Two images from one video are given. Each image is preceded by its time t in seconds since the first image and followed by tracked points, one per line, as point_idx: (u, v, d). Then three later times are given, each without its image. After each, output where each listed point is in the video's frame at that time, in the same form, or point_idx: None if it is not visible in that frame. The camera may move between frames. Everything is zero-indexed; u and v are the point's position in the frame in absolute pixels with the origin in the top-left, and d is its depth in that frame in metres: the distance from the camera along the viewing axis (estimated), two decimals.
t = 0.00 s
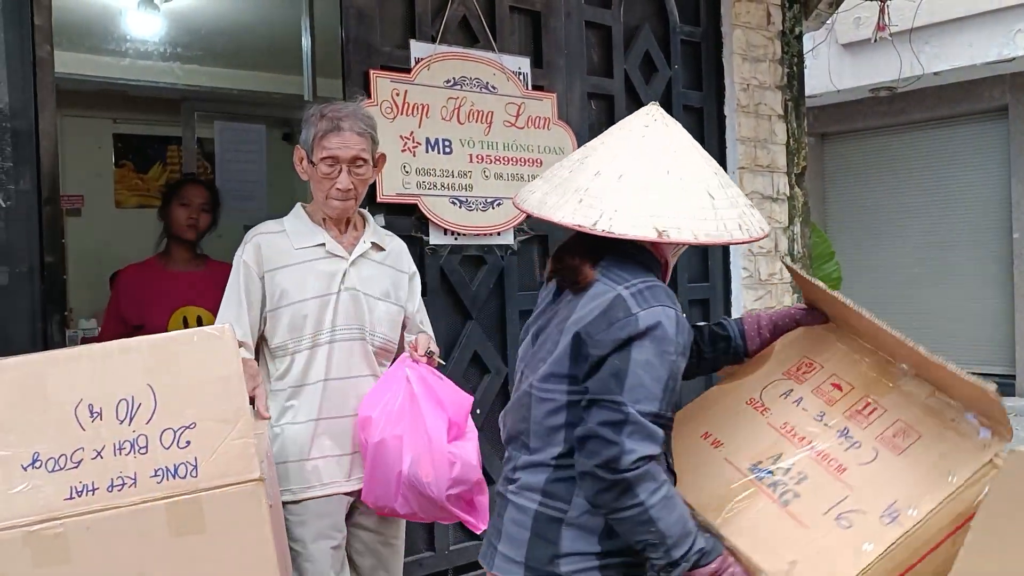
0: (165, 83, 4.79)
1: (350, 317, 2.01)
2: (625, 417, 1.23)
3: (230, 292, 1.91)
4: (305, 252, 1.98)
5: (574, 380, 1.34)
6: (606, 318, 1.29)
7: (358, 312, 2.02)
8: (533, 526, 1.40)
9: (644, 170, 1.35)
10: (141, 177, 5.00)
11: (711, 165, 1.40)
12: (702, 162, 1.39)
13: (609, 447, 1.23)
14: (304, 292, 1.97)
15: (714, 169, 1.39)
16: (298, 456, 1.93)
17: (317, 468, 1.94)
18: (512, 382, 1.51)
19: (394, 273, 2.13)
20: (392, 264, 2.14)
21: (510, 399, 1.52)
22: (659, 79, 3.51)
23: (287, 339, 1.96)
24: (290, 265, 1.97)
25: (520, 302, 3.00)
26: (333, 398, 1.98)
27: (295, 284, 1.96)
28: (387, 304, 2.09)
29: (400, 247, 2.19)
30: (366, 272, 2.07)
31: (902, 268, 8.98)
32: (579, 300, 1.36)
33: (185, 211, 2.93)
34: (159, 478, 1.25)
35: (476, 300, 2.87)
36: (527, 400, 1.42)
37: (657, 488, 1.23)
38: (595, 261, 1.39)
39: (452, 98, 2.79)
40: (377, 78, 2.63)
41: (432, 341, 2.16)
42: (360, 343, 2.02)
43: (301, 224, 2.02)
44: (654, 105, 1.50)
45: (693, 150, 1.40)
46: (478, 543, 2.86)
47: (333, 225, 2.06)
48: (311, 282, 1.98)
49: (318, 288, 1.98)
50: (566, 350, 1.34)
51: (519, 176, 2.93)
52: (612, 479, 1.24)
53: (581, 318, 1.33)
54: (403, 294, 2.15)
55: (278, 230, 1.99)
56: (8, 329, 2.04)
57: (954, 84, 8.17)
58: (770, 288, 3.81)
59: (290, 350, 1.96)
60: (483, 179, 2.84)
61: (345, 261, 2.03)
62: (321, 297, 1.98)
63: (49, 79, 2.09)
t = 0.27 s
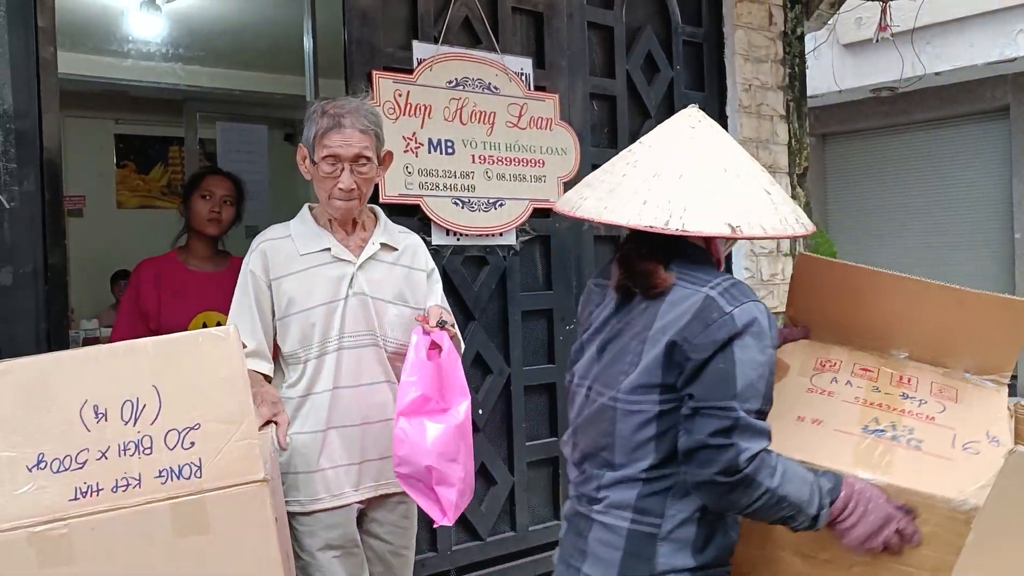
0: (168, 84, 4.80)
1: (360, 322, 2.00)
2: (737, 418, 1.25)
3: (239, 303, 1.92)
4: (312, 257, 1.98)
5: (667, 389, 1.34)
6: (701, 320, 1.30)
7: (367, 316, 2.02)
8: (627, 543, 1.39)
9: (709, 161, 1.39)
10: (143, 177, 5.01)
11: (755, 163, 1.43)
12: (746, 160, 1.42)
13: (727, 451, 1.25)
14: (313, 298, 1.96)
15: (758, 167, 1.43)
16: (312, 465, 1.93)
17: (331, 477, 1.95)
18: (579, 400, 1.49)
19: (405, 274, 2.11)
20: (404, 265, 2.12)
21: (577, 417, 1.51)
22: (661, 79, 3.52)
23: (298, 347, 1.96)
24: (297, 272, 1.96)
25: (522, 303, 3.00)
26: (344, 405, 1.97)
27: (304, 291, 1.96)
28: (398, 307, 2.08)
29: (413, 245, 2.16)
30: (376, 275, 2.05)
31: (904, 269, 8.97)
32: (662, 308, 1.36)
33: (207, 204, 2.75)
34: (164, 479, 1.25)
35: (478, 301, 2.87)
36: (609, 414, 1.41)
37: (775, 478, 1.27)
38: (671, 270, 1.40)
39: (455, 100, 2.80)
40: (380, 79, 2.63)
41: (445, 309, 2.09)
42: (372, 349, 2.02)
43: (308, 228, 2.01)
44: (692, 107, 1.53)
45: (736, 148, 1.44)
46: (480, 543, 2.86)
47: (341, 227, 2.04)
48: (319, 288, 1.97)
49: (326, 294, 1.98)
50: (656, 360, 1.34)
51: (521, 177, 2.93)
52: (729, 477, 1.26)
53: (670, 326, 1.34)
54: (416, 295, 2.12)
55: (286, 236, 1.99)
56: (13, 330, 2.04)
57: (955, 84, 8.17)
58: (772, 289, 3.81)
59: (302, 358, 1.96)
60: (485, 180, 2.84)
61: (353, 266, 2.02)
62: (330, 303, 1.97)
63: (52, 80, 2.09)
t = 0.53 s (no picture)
0: (173, 85, 4.83)
1: (360, 321, 1.86)
2: (846, 397, 1.39)
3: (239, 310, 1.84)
4: (304, 257, 1.86)
5: (769, 378, 1.48)
6: (798, 310, 1.42)
7: (367, 313, 1.87)
8: (749, 533, 1.50)
9: (842, 168, 1.52)
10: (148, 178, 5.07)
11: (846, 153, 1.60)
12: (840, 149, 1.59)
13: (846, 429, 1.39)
14: (310, 299, 1.84)
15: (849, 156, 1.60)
16: (315, 472, 1.82)
17: (335, 484, 1.82)
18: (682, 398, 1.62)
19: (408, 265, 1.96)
20: (405, 256, 1.97)
21: (682, 415, 1.64)
22: (665, 80, 3.54)
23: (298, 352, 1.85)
24: (292, 272, 1.85)
25: (528, 302, 3.01)
26: (347, 410, 1.83)
27: (299, 292, 1.84)
28: (401, 300, 1.93)
29: (415, 236, 2.02)
30: (375, 269, 1.91)
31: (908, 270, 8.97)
32: (758, 301, 1.49)
33: (247, 203, 2.75)
34: (175, 474, 1.26)
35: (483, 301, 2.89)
36: (712, 405, 1.55)
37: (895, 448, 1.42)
38: (763, 265, 1.52)
39: (460, 101, 2.81)
40: (386, 80, 2.64)
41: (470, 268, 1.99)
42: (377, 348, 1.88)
43: (300, 229, 1.89)
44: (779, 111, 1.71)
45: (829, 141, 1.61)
46: (486, 542, 2.88)
47: (334, 227, 1.92)
48: (316, 288, 1.85)
49: (323, 293, 1.85)
50: (758, 353, 1.47)
51: (527, 178, 2.95)
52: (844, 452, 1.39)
53: (767, 318, 1.46)
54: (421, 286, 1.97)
55: (276, 238, 1.89)
56: (25, 329, 2.06)
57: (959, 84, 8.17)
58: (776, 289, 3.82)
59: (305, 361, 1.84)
60: (490, 181, 2.86)
61: (349, 262, 1.88)
62: (328, 304, 1.84)
63: (63, 81, 2.11)
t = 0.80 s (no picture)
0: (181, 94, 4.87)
1: (367, 335, 1.82)
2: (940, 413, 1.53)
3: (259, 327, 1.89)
4: (309, 275, 1.85)
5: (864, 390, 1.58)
6: (902, 331, 1.53)
7: (374, 327, 1.82)
8: (836, 533, 1.61)
9: (940, 195, 1.64)
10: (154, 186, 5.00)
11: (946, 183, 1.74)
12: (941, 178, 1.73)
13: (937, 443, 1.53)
14: (318, 315, 1.83)
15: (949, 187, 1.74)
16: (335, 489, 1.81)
17: (354, 502, 1.80)
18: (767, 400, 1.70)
19: (419, 274, 1.89)
20: (414, 263, 1.90)
21: (762, 418, 1.71)
22: (671, 91, 3.57)
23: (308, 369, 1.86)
24: (301, 289, 1.85)
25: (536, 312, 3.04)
26: (360, 429, 1.79)
27: (307, 310, 1.84)
28: (411, 311, 1.86)
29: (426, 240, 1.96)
30: (383, 281, 1.86)
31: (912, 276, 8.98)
32: (859, 314, 1.58)
33: (278, 207, 2.74)
34: (196, 486, 1.28)
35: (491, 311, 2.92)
36: (802, 410, 1.63)
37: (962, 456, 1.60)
38: (864, 280, 1.62)
39: (469, 113, 2.85)
40: (396, 93, 2.68)
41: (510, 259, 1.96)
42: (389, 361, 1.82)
43: (306, 248, 1.88)
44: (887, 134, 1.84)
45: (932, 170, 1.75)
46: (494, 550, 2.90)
47: (339, 243, 1.88)
48: (322, 304, 1.83)
49: (330, 309, 1.83)
50: (859, 366, 1.56)
51: (535, 189, 2.98)
52: (936, 463, 1.54)
53: (870, 334, 1.56)
54: (433, 296, 1.90)
55: (284, 258, 1.90)
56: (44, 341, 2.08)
57: (961, 92, 8.20)
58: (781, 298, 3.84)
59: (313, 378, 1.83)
60: (499, 192, 2.89)
61: (353, 276, 1.84)
62: (335, 318, 1.82)
63: (79, 96, 2.15)
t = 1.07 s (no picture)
0: (179, 116, 4.90)
1: (374, 378, 1.82)
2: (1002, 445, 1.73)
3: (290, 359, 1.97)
4: (322, 314, 1.89)
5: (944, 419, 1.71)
6: (981, 367, 1.69)
7: (382, 368, 1.82)
8: (905, 551, 1.76)
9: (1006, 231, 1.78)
10: (148, 207, 4.97)
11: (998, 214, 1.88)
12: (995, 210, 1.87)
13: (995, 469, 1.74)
14: (327, 353, 1.87)
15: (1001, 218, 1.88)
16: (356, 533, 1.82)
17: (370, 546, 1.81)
18: (842, 419, 1.79)
19: (435, 315, 1.87)
20: (430, 303, 1.87)
21: (833, 437, 1.81)
22: (662, 115, 3.64)
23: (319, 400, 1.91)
24: (318, 326, 1.90)
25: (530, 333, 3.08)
26: (372, 471, 1.79)
27: (318, 346, 1.89)
28: (424, 354, 1.84)
29: (449, 280, 1.92)
30: (394, 322, 1.85)
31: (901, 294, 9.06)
32: (941, 342, 1.71)
33: (283, 225, 2.66)
34: (206, 504, 1.32)
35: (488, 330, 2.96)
36: (880, 432, 1.74)
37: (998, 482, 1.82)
38: (940, 309, 1.75)
39: (465, 136, 2.90)
40: (394, 117, 2.72)
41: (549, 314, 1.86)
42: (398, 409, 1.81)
43: (324, 285, 1.92)
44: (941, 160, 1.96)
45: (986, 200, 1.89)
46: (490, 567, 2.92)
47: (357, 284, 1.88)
48: (333, 342, 1.87)
49: (340, 349, 1.86)
50: (940, 396, 1.69)
51: (529, 211, 3.03)
52: (992, 490, 1.75)
53: (951, 366, 1.70)
54: (447, 338, 1.87)
55: (306, 292, 1.96)
56: (47, 361, 2.11)
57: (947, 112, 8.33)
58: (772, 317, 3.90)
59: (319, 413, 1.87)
60: (494, 214, 2.94)
61: (364, 316, 1.85)
62: (343, 358, 1.85)
63: (85, 121, 2.19)
